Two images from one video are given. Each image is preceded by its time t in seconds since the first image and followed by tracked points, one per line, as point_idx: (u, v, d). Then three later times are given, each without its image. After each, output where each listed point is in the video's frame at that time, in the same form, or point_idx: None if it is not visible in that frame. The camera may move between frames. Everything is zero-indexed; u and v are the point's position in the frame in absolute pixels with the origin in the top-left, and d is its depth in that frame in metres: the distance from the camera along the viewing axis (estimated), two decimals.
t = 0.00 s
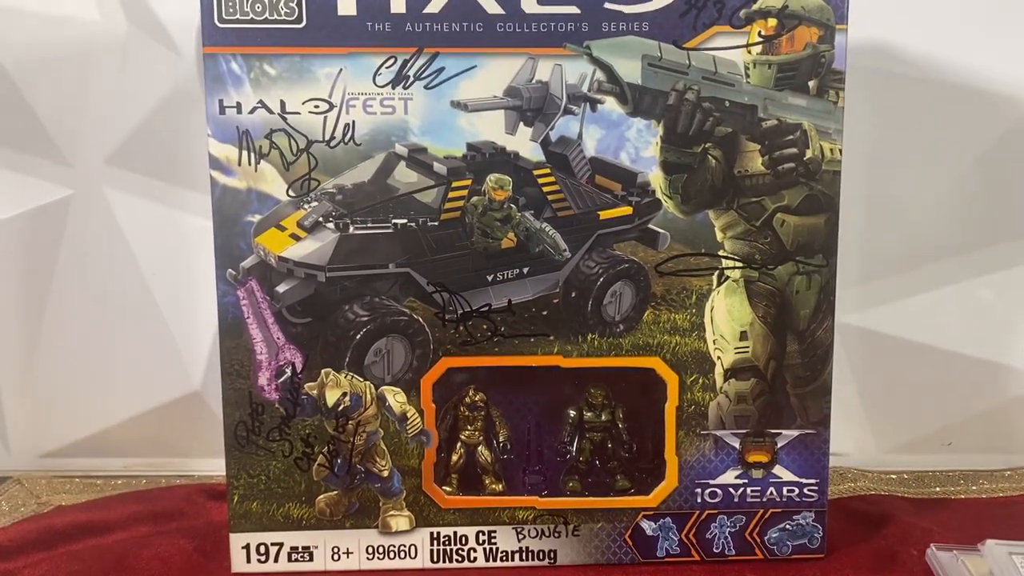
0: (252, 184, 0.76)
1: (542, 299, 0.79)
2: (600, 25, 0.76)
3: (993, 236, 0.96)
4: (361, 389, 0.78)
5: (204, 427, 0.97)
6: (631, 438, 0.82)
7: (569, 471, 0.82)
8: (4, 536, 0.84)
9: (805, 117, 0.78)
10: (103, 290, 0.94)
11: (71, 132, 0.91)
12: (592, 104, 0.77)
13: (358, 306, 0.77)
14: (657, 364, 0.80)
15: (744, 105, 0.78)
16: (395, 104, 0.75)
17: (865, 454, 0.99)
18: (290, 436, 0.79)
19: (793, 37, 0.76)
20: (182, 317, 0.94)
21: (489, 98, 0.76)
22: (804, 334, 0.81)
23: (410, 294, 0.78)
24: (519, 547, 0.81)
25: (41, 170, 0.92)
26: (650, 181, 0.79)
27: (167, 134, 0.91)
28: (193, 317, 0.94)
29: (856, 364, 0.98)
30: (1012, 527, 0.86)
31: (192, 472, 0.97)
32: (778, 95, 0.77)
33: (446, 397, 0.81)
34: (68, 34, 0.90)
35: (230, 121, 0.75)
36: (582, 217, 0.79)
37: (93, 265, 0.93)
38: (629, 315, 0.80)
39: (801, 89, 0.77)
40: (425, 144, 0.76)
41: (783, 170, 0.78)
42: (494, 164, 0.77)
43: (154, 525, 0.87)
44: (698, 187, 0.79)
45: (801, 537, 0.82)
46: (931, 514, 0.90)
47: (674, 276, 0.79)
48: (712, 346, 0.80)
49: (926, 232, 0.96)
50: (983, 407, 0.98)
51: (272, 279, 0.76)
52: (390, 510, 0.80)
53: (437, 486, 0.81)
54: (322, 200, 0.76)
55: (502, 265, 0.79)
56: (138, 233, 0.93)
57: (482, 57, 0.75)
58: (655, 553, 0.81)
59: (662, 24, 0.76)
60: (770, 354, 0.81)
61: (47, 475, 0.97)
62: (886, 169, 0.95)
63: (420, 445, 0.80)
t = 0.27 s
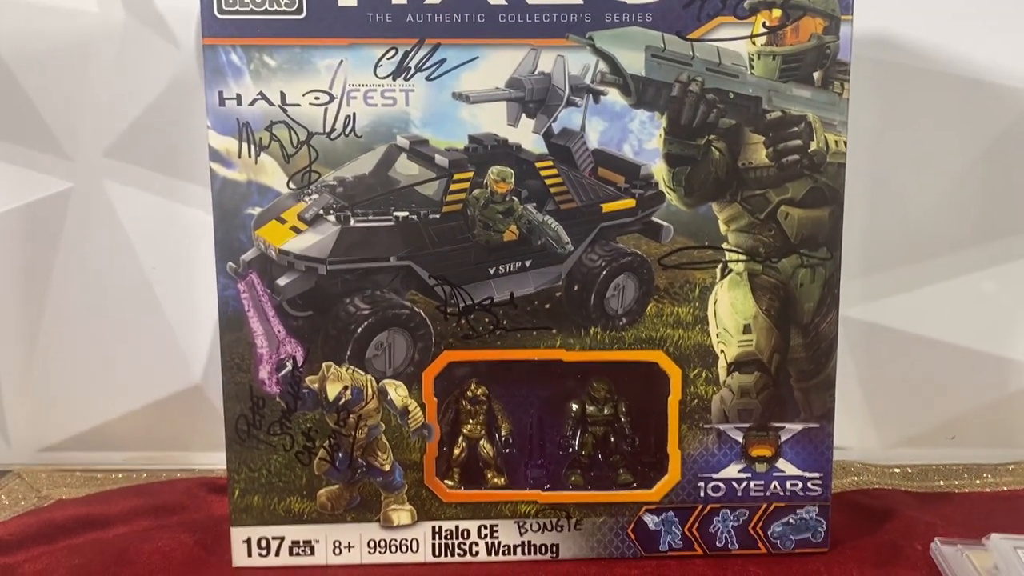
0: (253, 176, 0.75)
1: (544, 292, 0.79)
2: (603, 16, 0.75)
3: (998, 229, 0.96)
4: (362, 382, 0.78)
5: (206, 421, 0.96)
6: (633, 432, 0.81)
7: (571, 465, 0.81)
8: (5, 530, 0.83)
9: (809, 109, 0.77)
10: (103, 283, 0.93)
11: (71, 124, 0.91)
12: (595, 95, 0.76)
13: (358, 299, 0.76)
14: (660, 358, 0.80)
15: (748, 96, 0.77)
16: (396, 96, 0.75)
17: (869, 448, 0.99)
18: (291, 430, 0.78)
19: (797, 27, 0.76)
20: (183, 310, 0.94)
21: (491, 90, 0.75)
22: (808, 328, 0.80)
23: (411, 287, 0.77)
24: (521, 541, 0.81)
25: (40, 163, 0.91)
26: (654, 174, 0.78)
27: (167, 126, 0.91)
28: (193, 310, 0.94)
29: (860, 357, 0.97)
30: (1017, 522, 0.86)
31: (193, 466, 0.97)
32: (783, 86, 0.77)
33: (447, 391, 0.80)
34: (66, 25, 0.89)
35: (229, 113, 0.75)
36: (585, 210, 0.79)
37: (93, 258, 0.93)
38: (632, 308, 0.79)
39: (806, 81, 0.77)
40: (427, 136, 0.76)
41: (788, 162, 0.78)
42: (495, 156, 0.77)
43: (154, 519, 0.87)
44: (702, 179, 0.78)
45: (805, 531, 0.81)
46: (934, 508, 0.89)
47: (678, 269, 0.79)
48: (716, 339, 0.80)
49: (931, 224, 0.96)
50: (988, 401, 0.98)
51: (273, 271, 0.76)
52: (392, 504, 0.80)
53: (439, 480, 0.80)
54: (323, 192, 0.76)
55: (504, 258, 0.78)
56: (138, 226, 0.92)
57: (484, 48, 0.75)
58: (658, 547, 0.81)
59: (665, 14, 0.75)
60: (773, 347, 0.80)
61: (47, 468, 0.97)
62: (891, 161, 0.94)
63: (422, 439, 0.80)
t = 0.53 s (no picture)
0: (253, 168, 0.75)
1: (545, 285, 0.79)
2: (604, 7, 0.75)
3: (1000, 221, 0.96)
4: (362, 374, 0.78)
5: (206, 413, 0.96)
6: (633, 424, 0.82)
7: (572, 458, 0.82)
8: (6, 521, 0.84)
9: (811, 101, 0.77)
10: (103, 275, 0.93)
11: (70, 116, 0.91)
12: (596, 87, 0.76)
13: (359, 292, 0.76)
14: (661, 351, 0.80)
15: (750, 88, 0.77)
16: (396, 88, 0.75)
17: (868, 440, 0.99)
18: (292, 422, 0.78)
19: (799, 19, 0.75)
20: (183, 302, 0.94)
21: (492, 82, 0.75)
22: (808, 320, 0.80)
23: (411, 280, 0.77)
24: (522, 533, 0.81)
25: (40, 155, 0.91)
26: (655, 166, 0.78)
27: (167, 118, 0.91)
28: (194, 303, 0.94)
29: (860, 350, 0.97)
30: (1017, 514, 0.86)
31: (193, 458, 0.97)
32: (784, 78, 0.76)
33: (447, 384, 0.81)
34: (65, 17, 0.89)
35: (229, 105, 0.74)
36: (586, 202, 0.78)
37: (93, 250, 0.93)
38: (633, 300, 0.79)
39: (807, 73, 0.76)
40: (427, 128, 0.75)
41: (789, 154, 0.77)
42: (496, 148, 0.76)
43: (155, 511, 0.87)
44: (703, 172, 0.78)
45: (805, 524, 0.82)
46: (934, 500, 0.89)
47: (678, 262, 0.79)
48: (717, 332, 0.80)
49: (932, 217, 0.95)
50: (988, 393, 0.98)
51: (273, 264, 0.76)
52: (393, 496, 0.80)
53: (440, 473, 0.80)
54: (324, 184, 0.75)
55: (504, 250, 0.78)
56: (138, 219, 0.92)
57: (484, 40, 0.74)
58: (659, 540, 0.81)
59: (667, 6, 0.75)
60: (774, 340, 0.80)
61: (48, 460, 0.97)
62: (893, 153, 0.94)
63: (422, 431, 0.80)
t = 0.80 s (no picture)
0: (255, 156, 0.74)
1: (551, 275, 0.78)
2: None
3: (1012, 211, 0.94)
4: (366, 365, 0.77)
5: (208, 404, 0.96)
6: (640, 416, 0.80)
7: (578, 450, 0.81)
8: (6, 513, 0.83)
9: (822, 88, 0.75)
10: (103, 265, 0.92)
11: (69, 104, 0.89)
12: (604, 74, 0.75)
13: (363, 282, 0.75)
14: (668, 342, 0.79)
15: (761, 75, 0.75)
16: (401, 75, 0.73)
17: (878, 433, 0.98)
18: (295, 414, 0.78)
19: (811, 5, 0.74)
20: (184, 292, 0.93)
21: (498, 68, 0.74)
22: (818, 312, 0.79)
23: (416, 270, 0.76)
24: (527, 526, 0.80)
25: (39, 143, 0.90)
26: (663, 154, 0.76)
27: (168, 105, 0.89)
28: (195, 292, 0.93)
29: (869, 341, 0.96)
30: None
31: (195, 450, 0.97)
32: (796, 65, 0.75)
33: (452, 375, 0.80)
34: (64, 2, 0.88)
35: (231, 91, 0.73)
36: (594, 191, 0.77)
37: (93, 239, 0.92)
38: (640, 291, 0.78)
39: (819, 60, 0.75)
40: (432, 116, 0.74)
41: (800, 143, 0.76)
42: (502, 136, 0.75)
43: (157, 503, 0.86)
44: (713, 160, 0.76)
45: (813, 517, 0.81)
46: (943, 493, 0.88)
47: (687, 252, 0.78)
48: (725, 323, 0.79)
49: (944, 207, 0.94)
50: (998, 386, 0.97)
51: (276, 254, 0.75)
52: (397, 488, 0.79)
53: (444, 465, 0.80)
54: (327, 172, 0.74)
55: (510, 240, 0.77)
56: (139, 208, 0.91)
57: (490, 25, 0.73)
58: (665, 533, 0.80)
59: None
60: (784, 331, 0.79)
61: (49, 451, 0.96)
62: (904, 142, 0.92)
63: (427, 423, 0.79)
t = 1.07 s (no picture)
0: (255, 150, 0.74)
1: (552, 269, 0.77)
2: None
3: (1013, 206, 0.94)
4: (366, 359, 0.77)
5: (208, 398, 0.96)
6: (639, 411, 0.80)
7: (578, 444, 0.81)
8: (7, 506, 0.83)
9: (824, 82, 0.75)
10: (104, 259, 0.92)
11: (69, 97, 0.89)
12: (605, 68, 0.74)
13: (363, 277, 0.75)
14: (669, 337, 0.79)
15: (762, 69, 0.75)
16: (401, 68, 0.73)
17: (878, 428, 0.98)
18: (295, 408, 0.78)
19: None
20: (184, 286, 0.93)
21: (499, 62, 0.73)
22: (819, 307, 0.79)
23: (416, 264, 0.76)
24: (527, 520, 0.80)
25: (38, 136, 0.90)
26: (664, 149, 0.76)
27: (168, 99, 0.89)
28: (195, 287, 0.93)
29: (869, 336, 0.96)
30: None
31: (195, 444, 0.97)
32: (797, 60, 0.75)
33: (452, 369, 0.80)
34: None
35: (231, 85, 0.73)
36: (595, 186, 0.77)
37: (93, 233, 0.92)
38: (641, 286, 0.78)
39: (821, 54, 0.75)
40: (433, 110, 0.74)
41: (801, 137, 0.76)
42: (502, 131, 0.75)
43: (157, 497, 0.86)
44: (714, 155, 0.76)
45: (813, 512, 0.81)
46: (943, 488, 0.88)
47: (688, 247, 0.78)
48: (726, 317, 0.79)
49: (945, 202, 0.94)
50: (998, 380, 0.97)
51: (276, 248, 0.75)
52: (397, 482, 0.79)
53: (445, 459, 0.80)
54: (327, 166, 0.74)
55: (511, 235, 0.77)
56: (139, 202, 0.91)
57: (491, 19, 0.73)
58: (665, 527, 0.80)
59: None
60: (784, 326, 0.79)
61: (49, 445, 0.96)
62: (905, 137, 0.92)
63: (427, 417, 0.79)
